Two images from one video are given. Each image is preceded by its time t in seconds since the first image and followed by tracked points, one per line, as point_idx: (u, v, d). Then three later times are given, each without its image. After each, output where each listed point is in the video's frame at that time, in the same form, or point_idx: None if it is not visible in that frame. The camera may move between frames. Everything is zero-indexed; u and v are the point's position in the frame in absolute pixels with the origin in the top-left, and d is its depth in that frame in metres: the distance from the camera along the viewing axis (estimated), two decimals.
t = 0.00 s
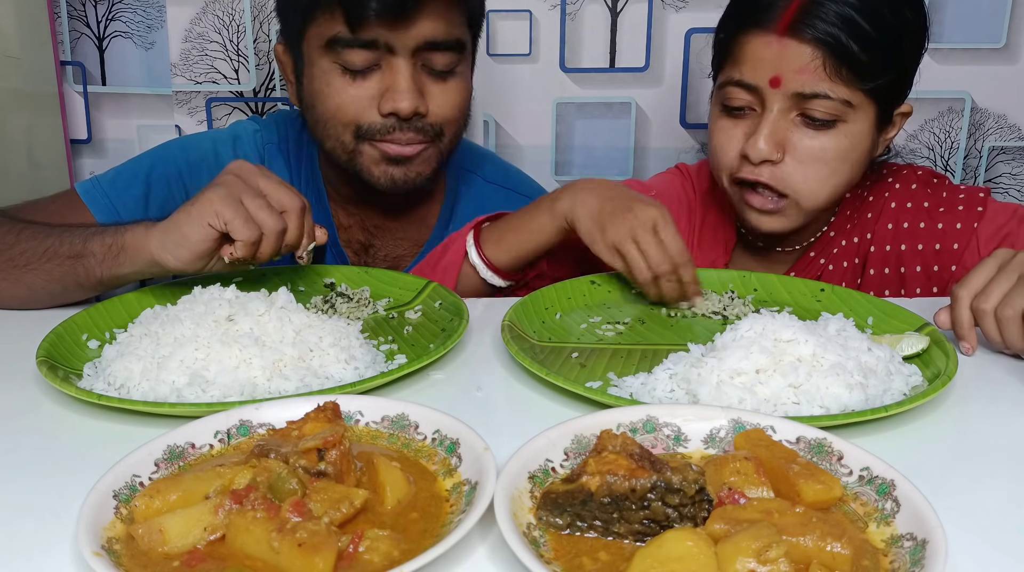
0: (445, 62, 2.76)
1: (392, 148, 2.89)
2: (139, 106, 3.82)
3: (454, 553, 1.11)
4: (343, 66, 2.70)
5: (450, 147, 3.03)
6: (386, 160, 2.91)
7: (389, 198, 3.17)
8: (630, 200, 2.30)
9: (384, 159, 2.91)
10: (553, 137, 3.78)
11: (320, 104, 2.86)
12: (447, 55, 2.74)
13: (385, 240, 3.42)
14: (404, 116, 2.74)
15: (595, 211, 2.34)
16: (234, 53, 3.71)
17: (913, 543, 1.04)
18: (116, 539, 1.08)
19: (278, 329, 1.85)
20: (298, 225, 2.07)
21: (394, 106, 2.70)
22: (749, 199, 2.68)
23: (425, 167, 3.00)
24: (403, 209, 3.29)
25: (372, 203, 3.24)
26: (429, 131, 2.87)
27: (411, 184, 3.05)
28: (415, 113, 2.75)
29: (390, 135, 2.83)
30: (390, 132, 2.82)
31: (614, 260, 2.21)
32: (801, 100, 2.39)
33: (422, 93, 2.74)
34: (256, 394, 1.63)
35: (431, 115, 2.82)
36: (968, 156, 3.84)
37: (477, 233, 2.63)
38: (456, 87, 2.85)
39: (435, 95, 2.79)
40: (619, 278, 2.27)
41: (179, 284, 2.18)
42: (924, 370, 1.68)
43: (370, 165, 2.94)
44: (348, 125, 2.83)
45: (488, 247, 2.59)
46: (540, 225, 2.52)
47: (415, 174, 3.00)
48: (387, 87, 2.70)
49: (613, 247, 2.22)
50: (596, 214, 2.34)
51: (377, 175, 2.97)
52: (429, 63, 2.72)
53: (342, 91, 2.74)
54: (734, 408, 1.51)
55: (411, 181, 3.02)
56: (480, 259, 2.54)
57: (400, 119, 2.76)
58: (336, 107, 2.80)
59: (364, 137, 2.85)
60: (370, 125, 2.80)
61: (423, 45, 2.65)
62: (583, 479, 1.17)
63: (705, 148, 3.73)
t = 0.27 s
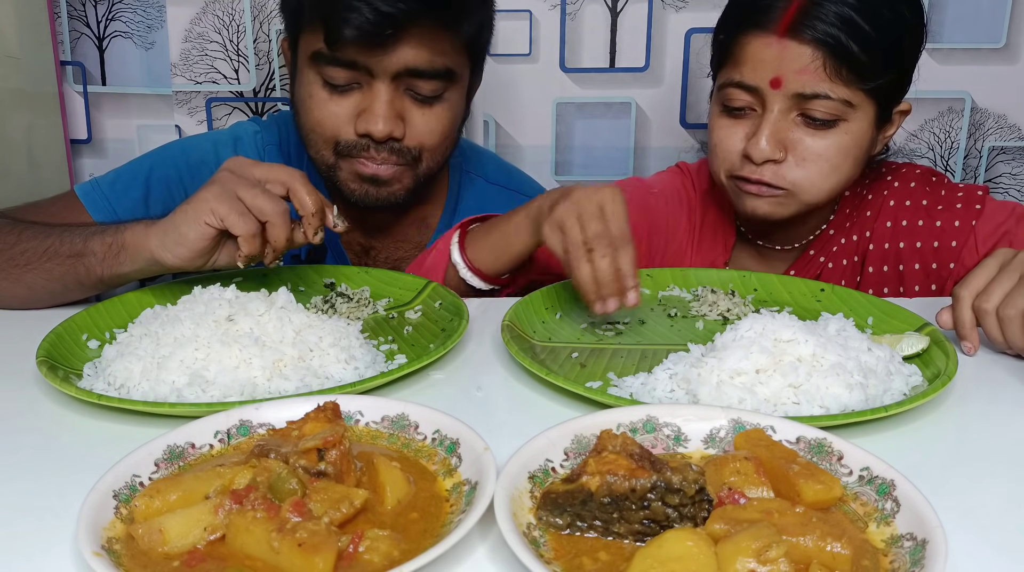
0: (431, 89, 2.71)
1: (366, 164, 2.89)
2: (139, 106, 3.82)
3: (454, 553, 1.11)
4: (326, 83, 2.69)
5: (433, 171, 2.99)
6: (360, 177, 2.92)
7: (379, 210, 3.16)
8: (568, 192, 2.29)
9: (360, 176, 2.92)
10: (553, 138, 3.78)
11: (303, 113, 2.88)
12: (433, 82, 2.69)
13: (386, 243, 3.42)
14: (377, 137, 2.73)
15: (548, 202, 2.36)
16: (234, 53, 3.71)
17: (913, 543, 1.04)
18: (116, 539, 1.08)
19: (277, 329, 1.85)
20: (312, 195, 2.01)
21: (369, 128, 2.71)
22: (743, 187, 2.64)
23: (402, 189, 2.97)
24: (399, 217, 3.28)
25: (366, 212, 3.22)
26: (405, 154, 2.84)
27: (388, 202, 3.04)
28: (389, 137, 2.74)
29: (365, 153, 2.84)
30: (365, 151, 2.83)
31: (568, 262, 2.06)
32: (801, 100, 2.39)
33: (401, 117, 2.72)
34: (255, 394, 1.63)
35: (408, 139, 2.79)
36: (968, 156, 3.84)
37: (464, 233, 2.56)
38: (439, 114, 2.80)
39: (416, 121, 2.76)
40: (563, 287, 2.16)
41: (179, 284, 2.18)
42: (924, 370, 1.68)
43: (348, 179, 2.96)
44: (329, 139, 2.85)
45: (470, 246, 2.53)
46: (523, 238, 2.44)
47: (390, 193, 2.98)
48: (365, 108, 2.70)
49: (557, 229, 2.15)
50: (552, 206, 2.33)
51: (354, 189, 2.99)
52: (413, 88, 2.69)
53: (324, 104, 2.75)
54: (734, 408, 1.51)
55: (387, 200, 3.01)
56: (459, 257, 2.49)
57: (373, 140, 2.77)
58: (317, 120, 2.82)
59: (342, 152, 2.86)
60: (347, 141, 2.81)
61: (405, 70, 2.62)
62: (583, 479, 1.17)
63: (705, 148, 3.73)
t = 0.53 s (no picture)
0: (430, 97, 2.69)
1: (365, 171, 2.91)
2: (139, 106, 3.82)
3: (454, 553, 1.11)
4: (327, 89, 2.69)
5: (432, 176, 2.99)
6: (361, 182, 2.95)
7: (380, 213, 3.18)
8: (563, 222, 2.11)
9: (359, 181, 2.95)
10: (553, 138, 3.78)
11: (304, 116, 2.88)
12: (434, 90, 2.67)
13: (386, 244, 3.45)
14: (377, 145, 2.73)
15: (529, 230, 2.18)
16: (234, 53, 3.71)
17: (913, 543, 1.04)
18: (116, 539, 1.08)
19: (277, 329, 1.85)
20: (314, 213, 2.02)
21: (368, 135, 2.70)
22: (740, 197, 2.67)
23: (401, 194, 3.00)
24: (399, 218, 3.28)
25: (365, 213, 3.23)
26: (405, 162, 2.85)
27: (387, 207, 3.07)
28: (389, 144, 2.74)
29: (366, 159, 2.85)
30: (365, 157, 2.84)
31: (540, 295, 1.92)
32: (798, 102, 2.39)
33: (401, 124, 2.72)
34: (256, 394, 1.63)
35: (408, 146, 2.79)
36: (968, 156, 3.84)
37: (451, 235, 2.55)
38: (439, 121, 2.80)
39: (416, 127, 2.75)
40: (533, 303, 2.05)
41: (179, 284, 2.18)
42: (924, 370, 1.68)
43: (347, 183, 2.98)
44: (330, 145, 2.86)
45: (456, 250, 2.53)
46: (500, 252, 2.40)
47: (389, 198, 3.01)
48: (365, 115, 2.69)
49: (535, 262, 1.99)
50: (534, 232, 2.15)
51: (352, 194, 3.01)
52: (413, 95, 2.66)
53: (324, 109, 2.75)
54: (734, 408, 1.51)
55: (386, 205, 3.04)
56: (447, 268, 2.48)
57: (373, 147, 2.77)
58: (318, 125, 2.82)
59: (342, 157, 2.88)
60: (348, 148, 2.82)
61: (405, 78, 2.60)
62: (584, 479, 1.17)
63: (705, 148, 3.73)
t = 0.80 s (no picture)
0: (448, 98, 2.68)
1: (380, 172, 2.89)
2: (138, 106, 3.83)
3: (454, 553, 1.11)
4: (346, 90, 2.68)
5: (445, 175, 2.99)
6: (377, 182, 2.93)
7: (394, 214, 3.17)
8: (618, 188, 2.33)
9: (375, 182, 2.93)
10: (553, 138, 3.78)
11: (323, 117, 2.87)
12: (451, 91, 2.66)
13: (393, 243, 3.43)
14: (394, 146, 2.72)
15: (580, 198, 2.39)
16: (234, 53, 3.71)
17: (913, 543, 1.04)
18: (116, 539, 1.08)
19: (277, 329, 1.85)
20: (308, 256, 2.01)
21: (385, 136, 2.69)
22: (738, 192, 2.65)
23: (417, 194, 3.01)
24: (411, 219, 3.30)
25: (376, 214, 3.26)
26: (421, 162, 2.84)
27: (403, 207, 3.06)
28: (406, 145, 2.72)
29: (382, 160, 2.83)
30: (381, 157, 2.82)
31: (606, 257, 2.16)
32: (796, 103, 2.39)
33: (418, 125, 2.71)
34: (255, 394, 1.63)
35: (425, 146, 2.78)
36: (968, 156, 3.84)
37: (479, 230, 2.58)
38: (456, 122, 2.79)
39: (432, 129, 2.74)
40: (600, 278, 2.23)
41: (178, 284, 2.18)
42: (924, 370, 1.68)
43: (363, 183, 2.97)
44: (347, 146, 2.85)
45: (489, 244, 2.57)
46: (546, 231, 2.50)
47: (404, 199, 3.01)
48: (382, 115, 2.68)
49: (597, 228, 2.22)
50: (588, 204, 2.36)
51: (369, 195, 3.00)
52: (430, 96, 2.66)
53: (341, 108, 2.74)
54: (734, 408, 1.51)
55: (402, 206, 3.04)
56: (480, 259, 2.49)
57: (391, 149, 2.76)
58: (336, 125, 2.81)
59: (359, 158, 2.86)
60: (365, 149, 2.81)
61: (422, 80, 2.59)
62: (583, 479, 1.17)
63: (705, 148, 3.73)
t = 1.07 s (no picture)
0: (485, 93, 2.69)
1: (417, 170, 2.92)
2: (138, 106, 3.82)
3: (454, 553, 1.11)
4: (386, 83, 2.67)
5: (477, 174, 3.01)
6: (412, 181, 2.97)
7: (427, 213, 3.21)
8: (593, 192, 2.34)
9: (409, 181, 2.98)
10: (553, 138, 3.78)
11: (359, 113, 2.87)
12: (489, 86, 2.66)
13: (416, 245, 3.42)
14: (430, 141, 2.73)
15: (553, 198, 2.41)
16: (234, 53, 3.71)
17: (913, 543, 1.04)
18: (116, 539, 1.08)
19: (278, 329, 1.85)
20: (343, 293, 2.04)
21: (423, 131, 2.70)
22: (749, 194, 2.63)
23: (452, 194, 3.05)
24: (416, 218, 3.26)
25: (395, 209, 3.25)
26: (457, 160, 2.86)
27: (437, 205, 3.11)
28: (442, 140, 2.73)
29: (419, 157, 2.85)
30: (418, 154, 2.84)
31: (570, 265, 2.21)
32: (804, 100, 2.39)
33: (454, 121, 2.71)
34: (256, 394, 1.63)
35: (461, 143, 2.79)
36: (968, 156, 3.84)
37: (462, 226, 2.60)
38: (492, 120, 2.80)
39: (468, 124, 2.74)
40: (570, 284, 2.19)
41: (179, 284, 2.19)
42: (924, 370, 1.68)
43: (399, 183, 3.02)
44: (382, 141, 2.86)
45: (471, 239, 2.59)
46: (522, 228, 2.52)
47: (438, 198, 3.06)
48: (421, 110, 2.68)
49: (563, 232, 2.25)
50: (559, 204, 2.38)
51: (403, 193, 3.06)
52: (469, 92, 2.66)
53: (379, 104, 2.73)
54: (734, 408, 1.51)
55: (436, 204, 3.09)
56: (466, 256, 2.54)
57: (427, 144, 2.76)
58: (372, 120, 2.81)
59: (394, 155, 2.89)
60: (400, 145, 2.83)
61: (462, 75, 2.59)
62: (583, 479, 1.18)
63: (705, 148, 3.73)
